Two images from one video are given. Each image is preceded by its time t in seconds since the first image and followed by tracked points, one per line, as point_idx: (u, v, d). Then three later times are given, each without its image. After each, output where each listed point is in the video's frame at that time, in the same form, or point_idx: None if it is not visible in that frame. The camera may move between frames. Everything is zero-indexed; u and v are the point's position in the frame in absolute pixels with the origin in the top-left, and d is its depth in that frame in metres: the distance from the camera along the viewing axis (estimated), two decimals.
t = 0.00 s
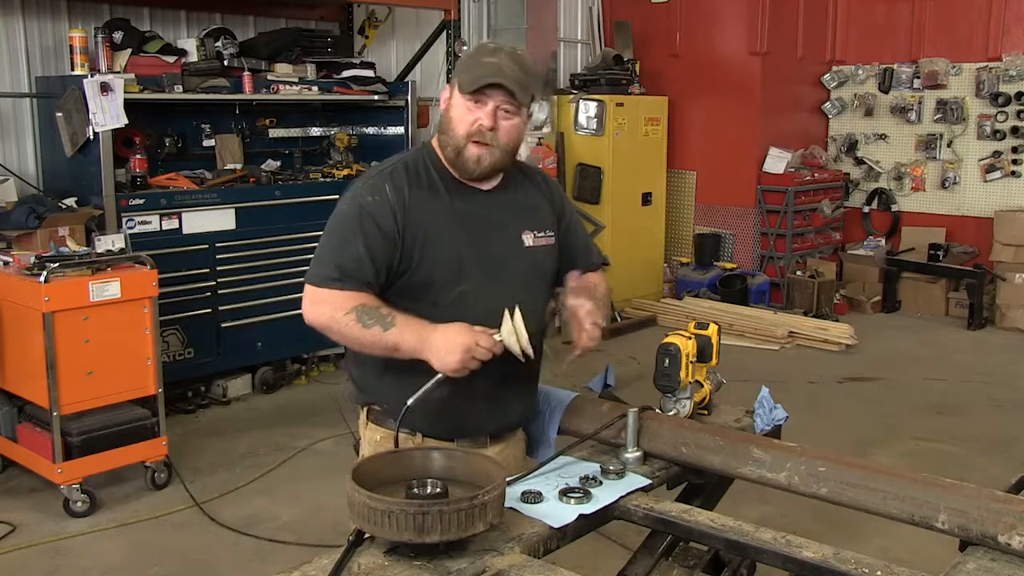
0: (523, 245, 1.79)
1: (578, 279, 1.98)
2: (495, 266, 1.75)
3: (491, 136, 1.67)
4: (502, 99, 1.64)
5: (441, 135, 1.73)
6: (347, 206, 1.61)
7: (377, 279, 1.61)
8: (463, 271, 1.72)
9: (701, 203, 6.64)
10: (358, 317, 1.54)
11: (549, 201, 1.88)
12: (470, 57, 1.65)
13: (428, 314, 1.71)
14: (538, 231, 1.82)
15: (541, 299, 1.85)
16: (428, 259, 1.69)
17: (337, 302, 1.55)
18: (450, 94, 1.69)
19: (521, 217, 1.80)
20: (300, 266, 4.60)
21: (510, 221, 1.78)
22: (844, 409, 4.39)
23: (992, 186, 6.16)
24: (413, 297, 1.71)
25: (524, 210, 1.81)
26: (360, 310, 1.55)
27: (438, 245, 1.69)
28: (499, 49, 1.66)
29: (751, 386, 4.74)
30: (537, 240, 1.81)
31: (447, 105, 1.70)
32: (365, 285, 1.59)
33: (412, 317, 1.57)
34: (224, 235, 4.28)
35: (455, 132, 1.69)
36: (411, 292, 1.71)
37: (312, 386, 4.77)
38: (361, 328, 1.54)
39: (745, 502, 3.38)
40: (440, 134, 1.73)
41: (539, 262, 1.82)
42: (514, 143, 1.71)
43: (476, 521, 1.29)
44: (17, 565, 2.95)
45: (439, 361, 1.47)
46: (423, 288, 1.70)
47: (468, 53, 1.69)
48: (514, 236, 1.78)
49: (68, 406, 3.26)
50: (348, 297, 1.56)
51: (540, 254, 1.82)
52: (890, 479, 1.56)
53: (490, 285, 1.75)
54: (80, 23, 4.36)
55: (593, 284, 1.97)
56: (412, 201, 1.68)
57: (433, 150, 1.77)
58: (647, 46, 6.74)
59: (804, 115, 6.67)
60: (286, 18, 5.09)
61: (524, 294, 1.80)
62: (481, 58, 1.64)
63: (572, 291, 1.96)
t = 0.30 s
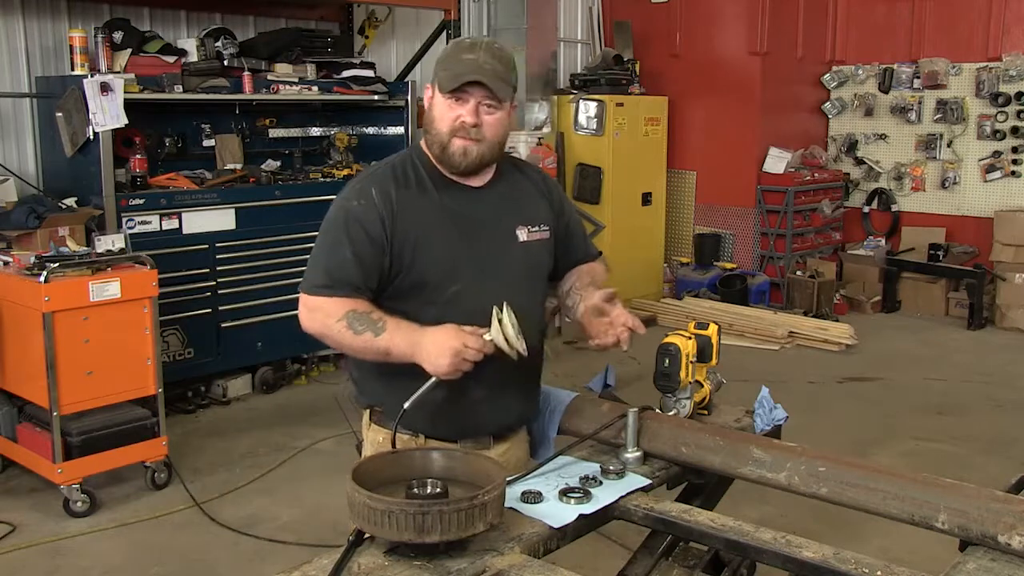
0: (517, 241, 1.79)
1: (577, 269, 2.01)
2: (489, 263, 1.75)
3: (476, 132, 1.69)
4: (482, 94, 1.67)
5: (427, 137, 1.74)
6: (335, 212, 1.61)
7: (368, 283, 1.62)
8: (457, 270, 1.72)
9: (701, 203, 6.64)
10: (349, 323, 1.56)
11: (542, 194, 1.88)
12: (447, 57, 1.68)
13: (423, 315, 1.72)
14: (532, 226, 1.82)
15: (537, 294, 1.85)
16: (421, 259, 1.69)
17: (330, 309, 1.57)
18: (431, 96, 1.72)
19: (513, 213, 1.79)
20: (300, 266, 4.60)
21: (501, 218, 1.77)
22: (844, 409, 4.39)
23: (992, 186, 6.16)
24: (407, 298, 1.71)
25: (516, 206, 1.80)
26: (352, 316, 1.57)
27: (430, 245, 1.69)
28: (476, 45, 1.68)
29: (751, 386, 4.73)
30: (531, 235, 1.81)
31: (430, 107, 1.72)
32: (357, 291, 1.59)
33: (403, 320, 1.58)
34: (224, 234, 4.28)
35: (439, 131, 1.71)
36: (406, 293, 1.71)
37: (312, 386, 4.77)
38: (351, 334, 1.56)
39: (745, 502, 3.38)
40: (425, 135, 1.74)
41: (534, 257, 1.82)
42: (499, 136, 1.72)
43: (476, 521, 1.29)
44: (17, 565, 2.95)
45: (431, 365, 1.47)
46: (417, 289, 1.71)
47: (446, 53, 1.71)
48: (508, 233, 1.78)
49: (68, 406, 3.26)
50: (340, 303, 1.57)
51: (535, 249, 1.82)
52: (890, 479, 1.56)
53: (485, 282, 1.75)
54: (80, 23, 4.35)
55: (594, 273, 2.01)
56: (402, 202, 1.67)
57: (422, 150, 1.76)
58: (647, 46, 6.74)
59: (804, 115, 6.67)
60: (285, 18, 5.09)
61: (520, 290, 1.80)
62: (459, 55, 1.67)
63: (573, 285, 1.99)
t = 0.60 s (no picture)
0: (513, 240, 1.79)
1: (572, 265, 2.01)
2: (486, 263, 1.75)
3: (466, 133, 1.69)
4: (472, 95, 1.67)
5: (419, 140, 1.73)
6: (328, 222, 1.61)
7: (364, 291, 1.62)
8: (455, 271, 1.72)
9: (701, 203, 6.64)
10: (347, 335, 1.56)
11: (536, 192, 1.88)
12: (434, 60, 1.67)
13: (423, 319, 1.72)
14: (527, 224, 1.82)
15: (536, 293, 1.85)
16: (418, 264, 1.68)
17: (328, 320, 1.58)
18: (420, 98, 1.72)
19: (508, 211, 1.79)
20: (300, 266, 4.60)
21: (496, 218, 1.77)
22: (844, 409, 4.39)
23: (992, 186, 6.15)
24: (406, 303, 1.71)
25: (511, 205, 1.80)
26: (350, 327, 1.57)
27: (427, 248, 1.69)
28: (463, 43, 1.68)
29: (751, 386, 4.74)
30: (527, 233, 1.81)
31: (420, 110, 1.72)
32: (353, 299, 1.59)
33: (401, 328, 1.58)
34: (224, 234, 4.28)
35: (429, 132, 1.71)
36: (405, 298, 1.71)
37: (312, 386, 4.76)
38: (349, 345, 1.56)
39: (745, 502, 3.38)
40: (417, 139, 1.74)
41: (530, 256, 1.82)
42: (491, 136, 1.72)
43: (475, 521, 1.29)
44: (17, 564, 2.95)
45: (428, 376, 1.47)
46: (416, 294, 1.71)
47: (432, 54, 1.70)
48: (503, 232, 1.78)
49: (68, 406, 3.26)
50: (337, 314, 1.58)
51: (531, 247, 1.82)
52: (890, 479, 1.56)
53: (482, 283, 1.75)
54: (80, 23, 4.36)
55: (590, 269, 2.00)
56: (396, 207, 1.67)
57: (414, 153, 1.76)
58: (647, 46, 6.74)
59: (804, 115, 6.67)
60: (286, 18, 5.09)
61: (518, 290, 1.80)
62: (447, 55, 1.66)
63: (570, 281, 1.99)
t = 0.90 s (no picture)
0: (507, 242, 1.79)
1: (556, 273, 2.04)
2: (481, 265, 1.75)
3: (463, 132, 1.69)
4: (467, 93, 1.66)
5: (415, 140, 1.73)
6: (323, 221, 1.61)
7: (359, 292, 1.61)
8: (449, 273, 1.72)
9: (701, 203, 6.64)
10: (344, 337, 1.57)
11: (532, 192, 1.87)
12: (431, 60, 1.67)
13: (417, 321, 1.72)
14: (521, 226, 1.81)
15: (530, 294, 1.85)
16: (413, 265, 1.68)
17: (325, 321, 1.58)
18: (417, 99, 1.71)
19: (503, 213, 1.79)
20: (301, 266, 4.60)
21: (491, 218, 1.77)
22: (844, 409, 4.39)
23: (992, 186, 6.15)
24: (400, 304, 1.71)
25: (505, 206, 1.80)
26: (347, 328, 1.58)
27: (421, 249, 1.69)
28: (457, 42, 1.68)
29: (751, 386, 4.74)
30: (521, 235, 1.81)
31: (416, 110, 1.72)
32: (348, 300, 1.59)
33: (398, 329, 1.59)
34: (224, 234, 4.28)
35: (426, 132, 1.70)
36: (399, 299, 1.71)
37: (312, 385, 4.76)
38: (346, 347, 1.57)
39: (745, 502, 3.38)
40: (414, 138, 1.73)
41: (524, 257, 1.82)
42: (486, 134, 1.71)
43: (475, 522, 1.29)
44: (17, 565, 2.95)
45: (426, 376, 1.48)
46: (411, 294, 1.71)
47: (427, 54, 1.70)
48: (498, 233, 1.78)
49: (68, 406, 3.26)
50: (334, 315, 1.58)
51: (525, 248, 1.82)
52: (890, 479, 1.56)
53: (477, 284, 1.75)
54: (80, 23, 4.36)
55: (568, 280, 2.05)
56: (392, 207, 1.67)
57: (409, 152, 1.75)
58: (647, 46, 6.74)
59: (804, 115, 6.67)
60: (285, 18, 5.09)
61: (512, 292, 1.80)
62: (441, 54, 1.66)
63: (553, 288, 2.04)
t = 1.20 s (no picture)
0: (495, 245, 1.79)
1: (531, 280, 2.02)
2: (469, 268, 1.75)
3: (455, 128, 1.69)
4: (462, 88, 1.67)
5: (406, 137, 1.71)
6: (317, 220, 1.59)
7: (351, 294, 1.61)
8: (438, 276, 1.72)
9: (701, 203, 6.64)
10: (339, 341, 1.56)
11: (518, 196, 1.88)
12: (425, 55, 1.67)
13: (405, 323, 1.72)
14: (508, 229, 1.82)
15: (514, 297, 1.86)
16: (403, 267, 1.68)
17: (318, 322, 1.57)
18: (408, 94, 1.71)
19: (491, 216, 1.79)
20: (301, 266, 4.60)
21: (482, 220, 1.77)
22: (845, 409, 4.39)
23: (992, 186, 6.15)
24: (389, 305, 1.71)
25: (493, 209, 1.80)
26: (341, 331, 1.57)
27: (412, 251, 1.68)
28: (450, 39, 1.69)
29: (751, 386, 4.74)
30: (507, 238, 1.82)
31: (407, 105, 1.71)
32: (340, 301, 1.58)
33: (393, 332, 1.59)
34: (224, 235, 4.29)
35: (416, 128, 1.69)
36: (387, 299, 1.71)
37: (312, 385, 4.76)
38: (341, 351, 1.56)
39: (744, 502, 3.38)
40: (405, 135, 1.72)
41: (510, 260, 1.83)
42: (477, 131, 1.71)
43: (475, 521, 1.29)
44: (17, 565, 2.95)
45: (426, 382, 1.51)
46: (400, 296, 1.70)
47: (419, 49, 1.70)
48: (486, 237, 1.78)
49: (68, 406, 3.26)
50: (328, 316, 1.57)
51: (511, 252, 1.83)
52: (890, 479, 1.56)
53: (465, 287, 1.75)
54: (80, 23, 4.36)
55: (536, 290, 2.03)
56: (385, 207, 1.66)
57: (399, 148, 1.74)
58: (647, 46, 6.74)
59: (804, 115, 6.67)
60: (286, 18, 5.09)
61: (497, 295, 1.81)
62: (434, 50, 1.67)
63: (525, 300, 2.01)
